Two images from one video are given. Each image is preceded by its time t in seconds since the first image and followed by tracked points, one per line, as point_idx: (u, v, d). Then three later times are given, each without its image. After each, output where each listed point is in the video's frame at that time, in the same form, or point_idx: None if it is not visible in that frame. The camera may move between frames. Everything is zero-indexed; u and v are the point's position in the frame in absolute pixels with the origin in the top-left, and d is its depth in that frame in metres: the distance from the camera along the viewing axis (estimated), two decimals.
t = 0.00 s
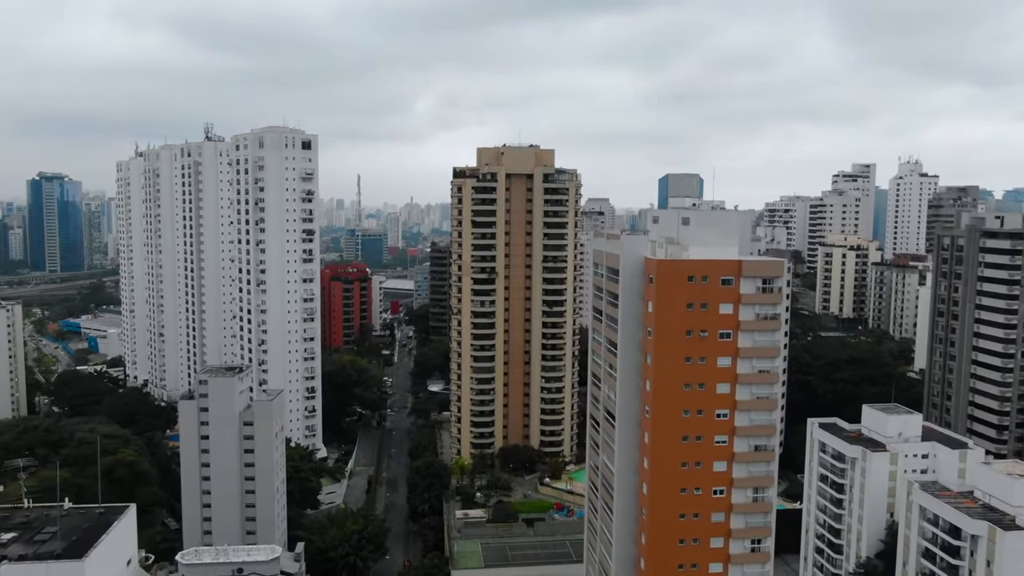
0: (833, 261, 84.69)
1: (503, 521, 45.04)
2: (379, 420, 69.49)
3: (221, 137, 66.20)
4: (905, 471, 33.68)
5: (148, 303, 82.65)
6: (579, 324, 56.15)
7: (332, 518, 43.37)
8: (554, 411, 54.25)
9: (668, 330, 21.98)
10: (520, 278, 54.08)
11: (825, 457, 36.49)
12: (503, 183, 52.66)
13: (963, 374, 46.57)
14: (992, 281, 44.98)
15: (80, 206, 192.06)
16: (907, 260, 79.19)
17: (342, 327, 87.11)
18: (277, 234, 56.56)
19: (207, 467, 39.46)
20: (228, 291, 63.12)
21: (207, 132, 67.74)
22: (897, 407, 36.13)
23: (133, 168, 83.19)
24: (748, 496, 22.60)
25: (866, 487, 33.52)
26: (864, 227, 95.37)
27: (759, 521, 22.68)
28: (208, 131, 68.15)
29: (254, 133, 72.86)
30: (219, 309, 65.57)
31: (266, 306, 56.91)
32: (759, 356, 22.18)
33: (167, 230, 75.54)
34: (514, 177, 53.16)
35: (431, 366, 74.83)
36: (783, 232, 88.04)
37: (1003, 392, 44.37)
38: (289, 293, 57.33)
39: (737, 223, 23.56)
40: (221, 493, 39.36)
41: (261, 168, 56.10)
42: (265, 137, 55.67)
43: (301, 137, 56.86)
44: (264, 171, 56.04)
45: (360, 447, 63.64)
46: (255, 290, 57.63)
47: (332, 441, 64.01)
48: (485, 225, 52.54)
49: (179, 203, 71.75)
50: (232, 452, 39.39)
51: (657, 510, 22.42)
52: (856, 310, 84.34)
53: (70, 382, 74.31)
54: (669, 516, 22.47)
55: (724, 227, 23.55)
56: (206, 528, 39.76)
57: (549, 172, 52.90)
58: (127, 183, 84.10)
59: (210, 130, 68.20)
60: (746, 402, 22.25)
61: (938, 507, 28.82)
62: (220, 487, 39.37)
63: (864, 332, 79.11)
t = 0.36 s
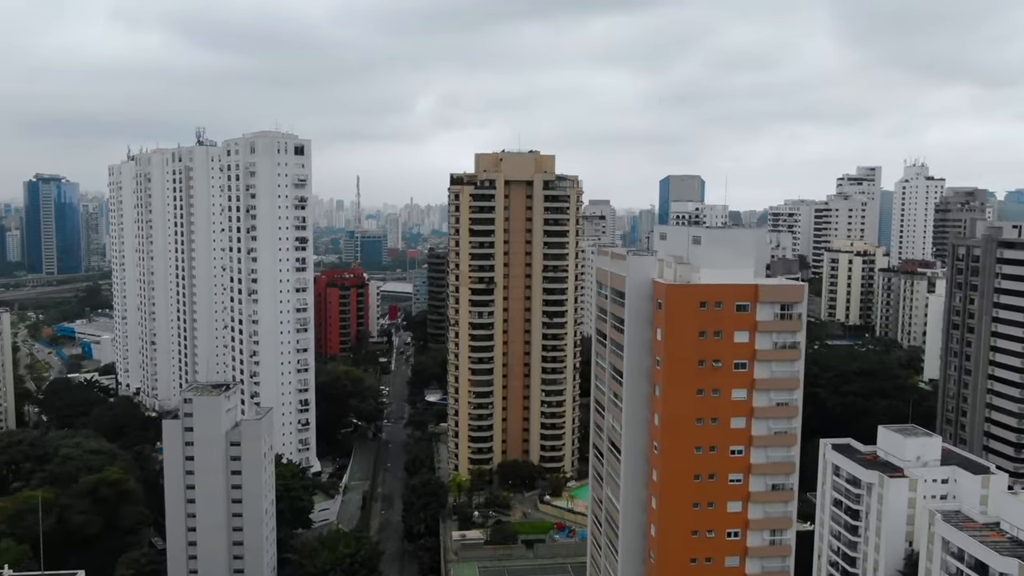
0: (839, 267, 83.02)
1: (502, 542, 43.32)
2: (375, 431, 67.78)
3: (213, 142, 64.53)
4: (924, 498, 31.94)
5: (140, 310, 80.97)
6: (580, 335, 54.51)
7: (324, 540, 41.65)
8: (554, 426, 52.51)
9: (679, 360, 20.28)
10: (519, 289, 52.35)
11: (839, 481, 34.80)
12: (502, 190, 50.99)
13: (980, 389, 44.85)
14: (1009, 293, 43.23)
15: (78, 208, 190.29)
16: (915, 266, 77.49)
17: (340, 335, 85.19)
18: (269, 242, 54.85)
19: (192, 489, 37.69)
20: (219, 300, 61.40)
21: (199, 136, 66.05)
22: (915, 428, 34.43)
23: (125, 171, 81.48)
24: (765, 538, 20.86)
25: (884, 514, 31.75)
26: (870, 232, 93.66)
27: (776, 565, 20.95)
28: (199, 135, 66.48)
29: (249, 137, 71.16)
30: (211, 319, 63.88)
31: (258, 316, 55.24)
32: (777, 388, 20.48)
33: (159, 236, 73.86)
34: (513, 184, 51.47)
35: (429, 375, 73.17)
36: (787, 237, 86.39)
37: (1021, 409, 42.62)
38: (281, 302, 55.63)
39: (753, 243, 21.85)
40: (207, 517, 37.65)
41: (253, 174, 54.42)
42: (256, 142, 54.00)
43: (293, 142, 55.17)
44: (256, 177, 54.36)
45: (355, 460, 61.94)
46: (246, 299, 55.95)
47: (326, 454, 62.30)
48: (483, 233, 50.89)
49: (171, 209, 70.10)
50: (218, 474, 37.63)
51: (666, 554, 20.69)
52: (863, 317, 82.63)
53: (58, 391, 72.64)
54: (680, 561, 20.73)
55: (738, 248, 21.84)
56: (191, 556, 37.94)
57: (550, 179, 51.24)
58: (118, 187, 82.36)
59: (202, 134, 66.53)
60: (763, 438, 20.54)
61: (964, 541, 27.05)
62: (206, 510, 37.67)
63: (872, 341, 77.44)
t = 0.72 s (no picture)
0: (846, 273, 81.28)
1: (501, 566, 41.61)
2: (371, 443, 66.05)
3: (205, 146, 62.87)
4: (946, 526, 30.21)
5: (131, 318, 79.27)
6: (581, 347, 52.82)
7: (315, 565, 39.92)
8: (555, 441, 50.77)
9: (692, 395, 18.56)
10: (518, 300, 50.55)
11: (854, 507, 33.07)
12: (501, 198, 49.31)
13: (998, 406, 43.13)
14: None
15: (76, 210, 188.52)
16: (924, 272, 75.76)
17: (335, 342, 84.04)
18: (260, 251, 53.15)
19: (175, 514, 35.97)
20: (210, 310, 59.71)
21: (190, 141, 64.41)
22: (934, 451, 32.72)
23: (116, 175, 79.80)
24: None
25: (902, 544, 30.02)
26: (877, 236, 91.85)
27: None
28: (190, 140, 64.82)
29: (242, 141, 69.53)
30: (201, 329, 62.20)
31: (249, 327, 53.54)
32: (799, 426, 18.76)
33: (150, 243, 72.17)
34: (513, 191, 49.76)
35: (426, 385, 71.50)
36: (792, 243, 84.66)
37: None
38: (273, 313, 53.95)
39: (771, 265, 20.10)
40: (191, 543, 35.92)
41: (243, 180, 52.74)
42: (247, 147, 52.31)
43: (286, 148, 53.46)
44: (246, 184, 52.67)
45: (350, 473, 60.25)
46: (237, 310, 54.26)
47: (320, 467, 60.60)
48: (481, 242, 49.24)
49: (161, 215, 68.44)
50: (202, 498, 35.92)
51: None
52: (870, 325, 80.91)
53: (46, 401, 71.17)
54: None
55: (755, 270, 20.10)
56: None
57: (551, 186, 49.60)
58: (110, 191, 80.68)
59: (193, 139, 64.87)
60: (783, 480, 18.83)
61: None
62: (190, 536, 35.93)
63: (879, 350, 75.70)
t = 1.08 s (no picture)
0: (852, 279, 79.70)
1: None
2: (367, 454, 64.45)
3: (196, 151, 61.27)
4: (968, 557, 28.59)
5: (122, 326, 77.69)
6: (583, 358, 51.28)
7: None
8: (556, 456, 49.14)
9: (706, 436, 17.04)
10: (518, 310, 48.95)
11: (870, 534, 31.49)
12: (499, 206, 47.75)
13: (1016, 422, 41.47)
14: None
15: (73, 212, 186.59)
16: (932, 279, 74.15)
17: (330, 349, 82.66)
18: (251, 260, 51.58)
19: (158, 539, 34.41)
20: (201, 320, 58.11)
21: (181, 145, 62.80)
22: (954, 475, 31.16)
23: (107, 179, 78.19)
24: None
25: None
26: (883, 240, 90.21)
27: None
28: (181, 145, 63.29)
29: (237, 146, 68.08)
30: (192, 339, 60.67)
31: (240, 339, 51.92)
32: (822, 468, 17.25)
33: (141, 249, 70.58)
34: (512, 198, 48.17)
35: (423, 395, 69.95)
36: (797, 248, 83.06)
37: None
38: (265, 324, 52.38)
39: (791, 290, 18.45)
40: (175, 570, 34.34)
41: (234, 187, 51.18)
42: (238, 153, 50.76)
43: (277, 153, 51.90)
44: (237, 191, 51.12)
45: (345, 487, 58.65)
46: (228, 320, 52.65)
47: (314, 480, 59.01)
48: (479, 252, 47.65)
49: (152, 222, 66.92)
50: (186, 523, 34.34)
51: None
52: (877, 332, 79.29)
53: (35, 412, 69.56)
54: None
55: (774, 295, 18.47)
56: None
57: (551, 193, 48.04)
58: (101, 196, 79.11)
59: (184, 144, 63.34)
60: (804, 527, 17.32)
61: None
62: (174, 562, 34.35)
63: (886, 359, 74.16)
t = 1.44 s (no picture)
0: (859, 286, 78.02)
1: None
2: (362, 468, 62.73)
3: (187, 156, 59.60)
4: None
5: (112, 333, 75.96)
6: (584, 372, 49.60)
7: None
8: (556, 474, 47.39)
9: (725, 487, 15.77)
10: (518, 323, 47.22)
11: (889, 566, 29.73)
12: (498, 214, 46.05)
13: None
14: None
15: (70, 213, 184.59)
16: (941, 287, 72.45)
17: (326, 357, 80.96)
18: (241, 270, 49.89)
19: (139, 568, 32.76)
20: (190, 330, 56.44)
21: (172, 149, 61.11)
22: (977, 505, 29.43)
23: (97, 183, 76.52)
24: None
25: None
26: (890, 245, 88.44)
27: None
28: (171, 150, 61.62)
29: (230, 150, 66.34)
30: (182, 349, 58.99)
31: (230, 351, 50.26)
32: (851, 520, 16.07)
33: (131, 256, 68.85)
34: (511, 207, 46.45)
35: (420, 405, 68.27)
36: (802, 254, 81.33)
37: None
38: (255, 336, 50.69)
39: (819, 325, 16.72)
40: None
41: (223, 195, 49.51)
42: (227, 160, 49.09)
43: (269, 160, 50.21)
44: (226, 199, 49.45)
45: (339, 502, 56.89)
46: (217, 332, 51.02)
47: (307, 495, 57.27)
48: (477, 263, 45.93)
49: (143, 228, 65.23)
50: (168, 551, 32.61)
51: None
52: (884, 340, 77.53)
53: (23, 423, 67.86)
54: None
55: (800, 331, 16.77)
56: None
57: (551, 202, 46.34)
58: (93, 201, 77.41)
59: (174, 149, 61.67)
60: None
61: None
62: None
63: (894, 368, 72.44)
